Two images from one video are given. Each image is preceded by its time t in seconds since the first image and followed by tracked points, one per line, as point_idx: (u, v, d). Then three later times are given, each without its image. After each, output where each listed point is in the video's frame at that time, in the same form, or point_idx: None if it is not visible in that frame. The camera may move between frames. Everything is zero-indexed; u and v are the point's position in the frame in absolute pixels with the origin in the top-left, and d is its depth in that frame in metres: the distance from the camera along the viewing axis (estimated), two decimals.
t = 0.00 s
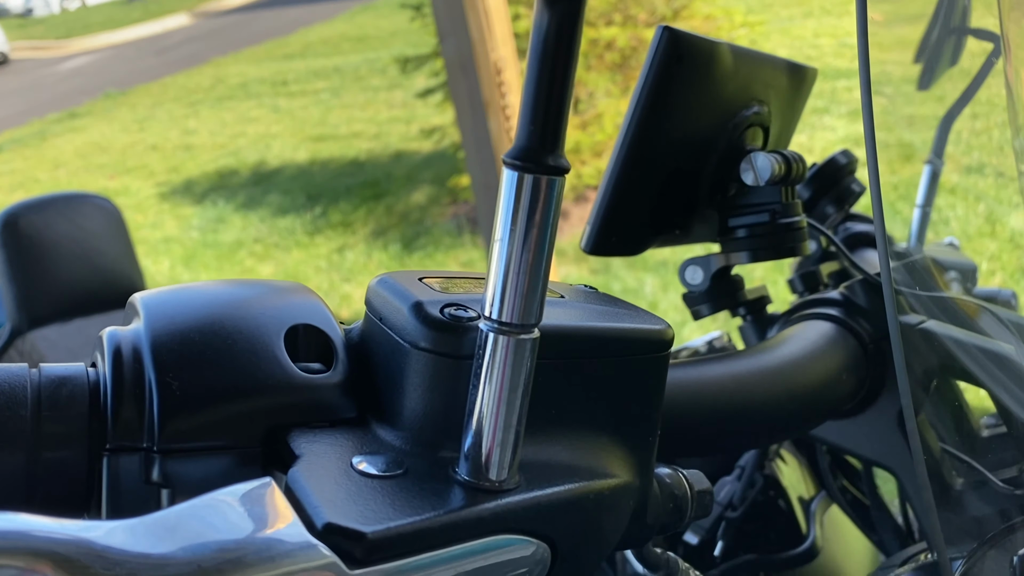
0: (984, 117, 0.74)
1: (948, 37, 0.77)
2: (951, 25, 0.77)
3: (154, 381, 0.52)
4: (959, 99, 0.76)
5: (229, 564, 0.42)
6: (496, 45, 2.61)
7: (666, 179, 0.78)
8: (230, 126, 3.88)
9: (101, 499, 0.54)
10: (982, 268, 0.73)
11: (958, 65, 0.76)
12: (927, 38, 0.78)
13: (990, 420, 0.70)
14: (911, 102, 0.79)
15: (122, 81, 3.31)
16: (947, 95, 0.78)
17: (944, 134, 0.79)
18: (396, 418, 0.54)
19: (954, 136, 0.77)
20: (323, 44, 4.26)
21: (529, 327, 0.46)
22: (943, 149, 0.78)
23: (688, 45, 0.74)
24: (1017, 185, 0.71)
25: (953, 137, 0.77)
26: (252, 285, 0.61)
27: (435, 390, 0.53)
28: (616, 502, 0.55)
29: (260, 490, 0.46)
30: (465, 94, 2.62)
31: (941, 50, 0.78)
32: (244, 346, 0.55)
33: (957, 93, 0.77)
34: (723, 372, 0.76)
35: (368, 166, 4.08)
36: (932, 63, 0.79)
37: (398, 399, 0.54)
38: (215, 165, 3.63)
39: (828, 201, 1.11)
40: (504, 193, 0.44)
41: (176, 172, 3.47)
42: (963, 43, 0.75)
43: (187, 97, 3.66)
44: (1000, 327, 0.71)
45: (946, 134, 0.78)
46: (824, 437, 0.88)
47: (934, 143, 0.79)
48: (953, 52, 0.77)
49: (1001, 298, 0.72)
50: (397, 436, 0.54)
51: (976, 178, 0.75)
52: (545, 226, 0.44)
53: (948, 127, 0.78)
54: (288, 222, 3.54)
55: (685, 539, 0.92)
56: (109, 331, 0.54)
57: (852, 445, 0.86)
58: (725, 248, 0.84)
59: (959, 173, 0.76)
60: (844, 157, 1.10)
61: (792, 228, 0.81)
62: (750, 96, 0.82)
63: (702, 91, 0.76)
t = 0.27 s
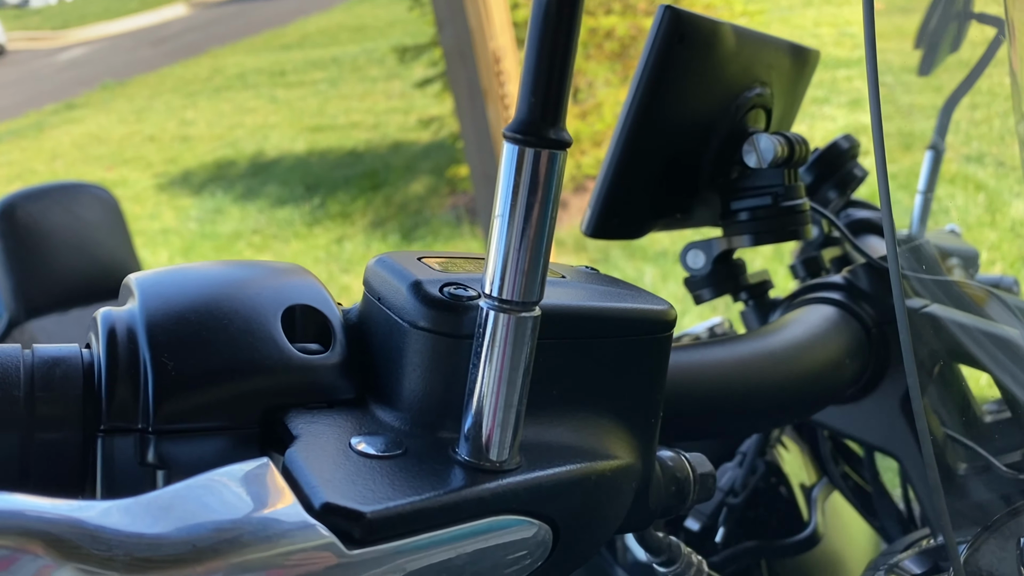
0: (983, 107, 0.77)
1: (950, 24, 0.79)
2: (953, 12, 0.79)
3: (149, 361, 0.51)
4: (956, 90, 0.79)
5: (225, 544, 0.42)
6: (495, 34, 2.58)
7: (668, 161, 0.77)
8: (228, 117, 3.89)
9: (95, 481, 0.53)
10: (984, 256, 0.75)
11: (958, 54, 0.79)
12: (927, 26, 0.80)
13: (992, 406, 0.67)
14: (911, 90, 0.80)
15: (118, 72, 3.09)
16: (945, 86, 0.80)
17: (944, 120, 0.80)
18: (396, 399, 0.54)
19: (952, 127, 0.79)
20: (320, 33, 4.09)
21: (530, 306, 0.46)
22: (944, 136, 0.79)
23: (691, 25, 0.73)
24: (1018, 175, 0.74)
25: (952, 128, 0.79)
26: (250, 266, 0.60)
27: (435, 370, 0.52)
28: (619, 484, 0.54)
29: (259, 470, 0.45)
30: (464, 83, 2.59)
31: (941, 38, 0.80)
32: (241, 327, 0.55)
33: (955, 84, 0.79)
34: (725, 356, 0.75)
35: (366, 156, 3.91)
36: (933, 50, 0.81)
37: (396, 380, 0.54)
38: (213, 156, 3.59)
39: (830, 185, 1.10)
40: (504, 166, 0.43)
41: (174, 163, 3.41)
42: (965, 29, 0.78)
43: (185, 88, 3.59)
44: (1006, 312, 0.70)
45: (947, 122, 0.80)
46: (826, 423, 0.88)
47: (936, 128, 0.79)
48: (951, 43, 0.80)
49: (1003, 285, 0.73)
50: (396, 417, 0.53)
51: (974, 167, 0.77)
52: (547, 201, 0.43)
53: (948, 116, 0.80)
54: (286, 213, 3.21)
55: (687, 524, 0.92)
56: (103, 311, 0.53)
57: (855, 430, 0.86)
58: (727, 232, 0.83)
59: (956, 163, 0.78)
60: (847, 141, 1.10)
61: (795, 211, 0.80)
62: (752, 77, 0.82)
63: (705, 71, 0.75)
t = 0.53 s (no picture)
0: (982, 99, 0.77)
1: (950, 12, 0.77)
2: None
3: (137, 348, 0.51)
4: (954, 81, 0.78)
5: (212, 533, 0.41)
6: (492, 25, 2.53)
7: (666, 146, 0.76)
8: (226, 110, 3.80)
9: (82, 470, 0.52)
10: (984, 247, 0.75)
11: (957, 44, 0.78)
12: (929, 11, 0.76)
13: (992, 396, 0.66)
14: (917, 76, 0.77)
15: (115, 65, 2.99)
16: (943, 77, 0.79)
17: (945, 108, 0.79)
18: (388, 386, 0.53)
19: (951, 117, 0.78)
20: (317, 27, 4.13)
21: (524, 291, 0.45)
22: (944, 124, 0.78)
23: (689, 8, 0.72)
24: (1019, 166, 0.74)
25: (951, 118, 0.78)
26: (240, 253, 0.60)
27: (427, 357, 0.51)
28: (616, 473, 0.54)
29: (252, 459, 0.45)
30: (461, 75, 2.57)
31: (941, 26, 0.77)
32: (230, 313, 0.54)
33: (952, 76, 0.78)
34: (723, 344, 0.75)
35: (364, 149, 3.91)
36: (932, 39, 0.77)
37: (389, 366, 0.53)
38: (212, 150, 3.54)
39: (830, 174, 1.09)
40: (497, 146, 0.42)
41: (172, 156, 3.40)
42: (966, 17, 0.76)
43: (180, 81, 3.53)
44: (1009, 302, 0.70)
45: (947, 111, 0.79)
46: (827, 413, 0.87)
47: (937, 116, 0.77)
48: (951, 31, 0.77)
49: (1005, 275, 0.73)
50: (389, 405, 0.52)
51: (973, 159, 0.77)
52: (541, 183, 0.42)
53: (947, 106, 0.79)
54: (285, 205, 3.17)
55: (685, 515, 0.90)
56: (90, 298, 0.53)
57: (854, 420, 0.85)
58: (726, 219, 0.82)
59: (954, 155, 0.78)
60: (847, 130, 1.09)
61: (795, 197, 0.79)
62: (751, 63, 0.81)
63: (703, 56, 0.74)
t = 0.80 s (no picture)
0: (982, 93, 0.76)
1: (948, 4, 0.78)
2: None
3: (135, 337, 0.50)
4: (953, 74, 0.77)
5: (211, 521, 0.41)
6: (491, 19, 2.51)
7: (665, 136, 0.76)
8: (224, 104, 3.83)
9: (81, 460, 0.52)
10: (984, 239, 0.75)
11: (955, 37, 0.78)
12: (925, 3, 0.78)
13: (992, 388, 0.66)
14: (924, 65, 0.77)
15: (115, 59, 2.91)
16: (941, 71, 0.77)
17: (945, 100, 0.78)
18: (388, 375, 0.53)
19: (951, 109, 0.77)
20: (317, 20, 4.02)
21: (524, 279, 0.44)
22: (945, 116, 0.77)
23: None
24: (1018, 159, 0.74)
25: (951, 110, 0.77)
26: (240, 242, 0.59)
27: (427, 346, 0.51)
28: (616, 462, 0.53)
29: (253, 448, 0.44)
30: (460, 68, 2.56)
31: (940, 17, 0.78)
32: (229, 303, 0.54)
33: (951, 68, 0.77)
34: (723, 334, 0.75)
35: (363, 143, 3.86)
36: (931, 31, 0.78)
37: (388, 355, 0.53)
38: (210, 144, 3.57)
39: (830, 165, 1.09)
40: (496, 132, 0.42)
41: (169, 150, 3.42)
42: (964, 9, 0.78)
43: (179, 76, 3.51)
44: (1012, 294, 0.70)
45: (947, 103, 0.78)
46: (827, 404, 0.87)
47: (937, 107, 0.77)
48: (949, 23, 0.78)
49: (1005, 267, 0.73)
50: (389, 394, 0.52)
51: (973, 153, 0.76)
52: (541, 170, 0.42)
53: (946, 99, 0.78)
54: (283, 200, 3.16)
55: (685, 507, 0.90)
56: (88, 288, 0.53)
57: (854, 410, 0.85)
58: (727, 209, 0.82)
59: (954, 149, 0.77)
60: (847, 121, 1.09)
61: (795, 187, 0.79)
62: (751, 52, 0.80)
63: (703, 46, 0.74)
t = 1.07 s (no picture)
0: (981, 89, 0.78)
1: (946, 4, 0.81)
2: None
3: (138, 338, 0.51)
4: (953, 70, 0.80)
5: (215, 522, 0.41)
6: (490, 15, 2.51)
7: (666, 135, 0.76)
8: (222, 100, 3.84)
9: (84, 460, 0.52)
10: (983, 237, 0.75)
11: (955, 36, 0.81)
12: (925, 3, 0.82)
13: (992, 384, 0.66)
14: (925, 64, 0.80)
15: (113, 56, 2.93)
16: (941, 67, 0.80)
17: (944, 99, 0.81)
18: (390, 376, 0.53)
19: (950, 106, 0.80)
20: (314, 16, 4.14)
21: (525, 281, 0.45)
22: (944, 113, 0.79)
23: None
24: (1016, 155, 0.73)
25: (950, 107, 0.80)
26: (242, 242, 0.60)
27: (430, 347, 0.51)
28: (617, 462, 0.54)
29: (255, 448, 0.44)
30: (459, 64, 2.56)
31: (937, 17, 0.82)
32: (231, 303, 0.54)
33: (951, 65, 0.80)
34: (723, 334, 0.75)
35: (362, 140, 3.88)
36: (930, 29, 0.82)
37: (390, 356, 0.53)
38: (208, 139, 3.55)
39: (829, 163, 1.09)
40: (498, 134, 0.42)
41: (168, 146, 3.39)
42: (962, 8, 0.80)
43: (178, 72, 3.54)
44: (1007, 291, 0.70)
45: (946, 100, 0.80)
46: (827, 402, 0.87)
47: (936, 105, 0.79)
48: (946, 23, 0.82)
49: (1004, 265, 0.73)
50: (390, 395, 0.52)
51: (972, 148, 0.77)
52: (543, 172, 0.42)
53: (947, 95, 0.80)
54: (282, 196, 3.16)
55: (685, 504, 0.90)
56: (91, 288, 0.53)
57: (854, 408, 0.85)
58: (726, 208, 0.82)
59: (953, 144, 0.79)
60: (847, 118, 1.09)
61: (794, 186, 0.79)
62: (751, 52, 0.80)
63: (704, 45, 0.74)
